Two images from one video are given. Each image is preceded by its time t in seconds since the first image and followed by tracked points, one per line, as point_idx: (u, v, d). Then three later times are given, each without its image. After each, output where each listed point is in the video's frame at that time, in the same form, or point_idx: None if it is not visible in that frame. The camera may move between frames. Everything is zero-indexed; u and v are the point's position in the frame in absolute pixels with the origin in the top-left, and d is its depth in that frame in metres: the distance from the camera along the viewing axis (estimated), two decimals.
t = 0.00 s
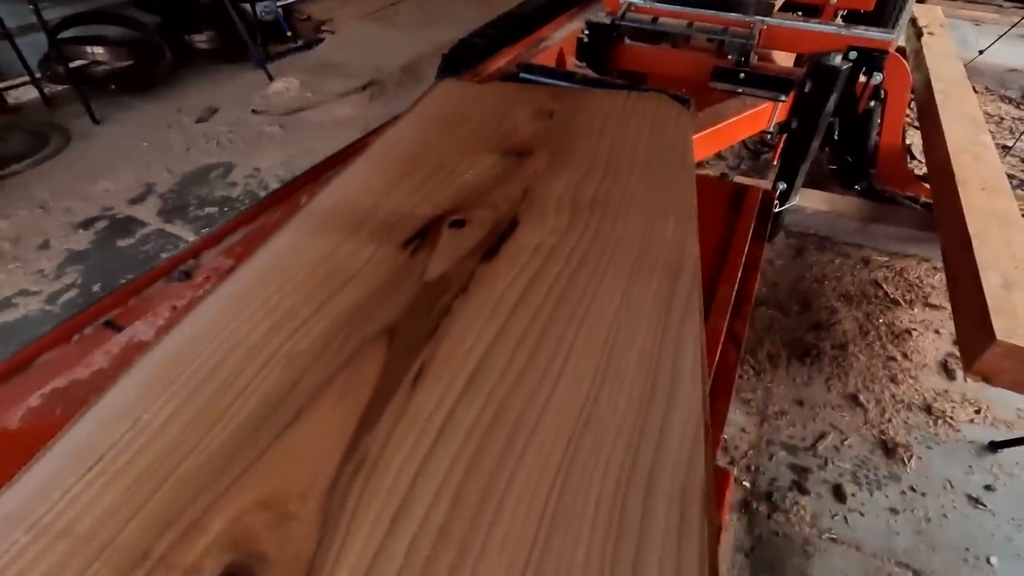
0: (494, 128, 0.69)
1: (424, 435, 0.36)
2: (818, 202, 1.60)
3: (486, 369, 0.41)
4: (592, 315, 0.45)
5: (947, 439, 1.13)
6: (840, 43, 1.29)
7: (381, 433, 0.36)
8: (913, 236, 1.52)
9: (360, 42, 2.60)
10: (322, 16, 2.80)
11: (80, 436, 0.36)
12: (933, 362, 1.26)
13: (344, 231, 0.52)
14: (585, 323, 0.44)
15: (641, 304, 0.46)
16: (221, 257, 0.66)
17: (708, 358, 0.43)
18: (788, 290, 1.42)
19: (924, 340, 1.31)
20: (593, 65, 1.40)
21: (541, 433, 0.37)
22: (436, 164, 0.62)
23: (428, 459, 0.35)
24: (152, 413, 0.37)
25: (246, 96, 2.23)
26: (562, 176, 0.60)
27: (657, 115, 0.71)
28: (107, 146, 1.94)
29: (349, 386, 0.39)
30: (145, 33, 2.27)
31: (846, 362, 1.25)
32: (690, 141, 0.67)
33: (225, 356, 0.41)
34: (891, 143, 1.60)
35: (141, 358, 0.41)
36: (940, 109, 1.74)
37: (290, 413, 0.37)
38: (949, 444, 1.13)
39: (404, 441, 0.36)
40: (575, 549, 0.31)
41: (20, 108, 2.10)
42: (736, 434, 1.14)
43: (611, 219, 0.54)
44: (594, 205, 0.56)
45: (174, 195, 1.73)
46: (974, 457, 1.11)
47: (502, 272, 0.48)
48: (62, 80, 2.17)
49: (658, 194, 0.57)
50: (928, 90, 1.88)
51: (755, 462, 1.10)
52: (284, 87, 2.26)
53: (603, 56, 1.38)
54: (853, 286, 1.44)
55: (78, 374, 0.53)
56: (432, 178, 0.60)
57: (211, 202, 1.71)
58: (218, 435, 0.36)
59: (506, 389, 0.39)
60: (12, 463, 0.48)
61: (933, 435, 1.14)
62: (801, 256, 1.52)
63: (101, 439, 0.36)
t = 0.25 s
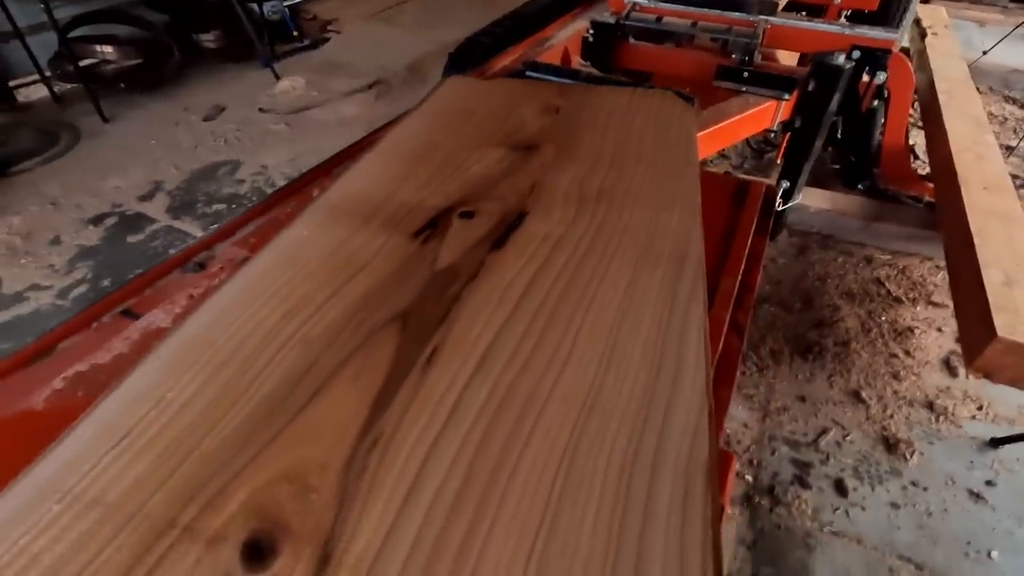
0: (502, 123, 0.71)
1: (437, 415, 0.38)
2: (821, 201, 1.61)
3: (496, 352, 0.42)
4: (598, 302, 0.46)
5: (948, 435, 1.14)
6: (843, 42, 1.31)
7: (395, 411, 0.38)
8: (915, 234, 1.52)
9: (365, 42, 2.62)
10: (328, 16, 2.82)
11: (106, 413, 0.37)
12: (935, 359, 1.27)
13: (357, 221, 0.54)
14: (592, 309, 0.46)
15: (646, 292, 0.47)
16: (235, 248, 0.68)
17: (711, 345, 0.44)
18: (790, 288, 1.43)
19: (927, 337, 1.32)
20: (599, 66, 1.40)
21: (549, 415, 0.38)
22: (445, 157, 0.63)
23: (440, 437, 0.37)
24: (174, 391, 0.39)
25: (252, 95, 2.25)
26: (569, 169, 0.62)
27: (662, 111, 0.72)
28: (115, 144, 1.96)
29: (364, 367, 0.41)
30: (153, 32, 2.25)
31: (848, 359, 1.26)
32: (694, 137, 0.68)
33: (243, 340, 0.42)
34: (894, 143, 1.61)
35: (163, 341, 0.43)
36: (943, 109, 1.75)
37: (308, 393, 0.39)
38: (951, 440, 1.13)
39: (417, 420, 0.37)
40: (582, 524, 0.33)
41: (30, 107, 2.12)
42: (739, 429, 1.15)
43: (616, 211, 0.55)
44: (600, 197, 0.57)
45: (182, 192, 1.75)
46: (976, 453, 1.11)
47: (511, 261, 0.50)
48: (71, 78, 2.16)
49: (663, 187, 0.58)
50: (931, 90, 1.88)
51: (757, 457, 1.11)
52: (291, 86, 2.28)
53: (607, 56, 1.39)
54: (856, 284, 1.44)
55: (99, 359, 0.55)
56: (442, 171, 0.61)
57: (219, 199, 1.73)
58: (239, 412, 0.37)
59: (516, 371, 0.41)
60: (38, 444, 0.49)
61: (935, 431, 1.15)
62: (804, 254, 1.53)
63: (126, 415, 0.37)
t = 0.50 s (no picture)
0: (511, 120, 0.72)
1: (450, 405, 0.38)
2: (826, 200, 1.61)
3: (508, 343, 0.43)
4: (607, 295, 0.47)
5: (953, 434, 1.14)
6: (850, 42, 1.31)
7: (409, 399, 0.39)
8: (921, 234, 1.52)
9: (371, 41, 2.63)
10: (333, 16, 2.83)
11: (127, 399, 0.38)
12: (939, 358, 1.27)
13: (369, 215, 0.55)
14: (602, 302, 0.46)
15: (655, 285, 0.48)
16: (247, 243, 0.69)
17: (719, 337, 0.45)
18: (795, 287, 1.43)
19: (931, 336, 1.32)
20: (605, 64, 1.41)
21: (560, 405, 0.39)
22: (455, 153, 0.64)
23: (454, 426, 0.37)
24: (194, 379, 0.40)
25: (259, 94, 2.26)
26: (577, 165, 0.62)
27: (669, 109, 0.73)
28: (123, 142, 1.97)
29: (378, 357, 0.41)
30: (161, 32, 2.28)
31: (853, 358, 1.26)
32: (701, 134, 0.68)
33: (260, 330, 0.43)
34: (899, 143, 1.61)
35: (181, 331, 0.43)
36: (948, 109, 1.75)
37: (324, 381, 0.40)
38: (955, 439, 1.14)
39: (432, 408, 0.38)
40: (594, 510, 0.33)
41: (39, 105, 2.14)
42: (743, 427, 1.15)
43: (625, 206, 0.56)
44: (608, 193, 0.58)
45: (190, 189, 1.76)
46: (980, 452, 1.12)
47: (522, 255, 0.50)
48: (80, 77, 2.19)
49: (671, 183, 0.59)
50: (936, 91, 1.88)
51: (762, 454, 1.11)
52: (297, 85, 2.29)
53: (614, 54, 1.39)
54: (860, 283, 1.45)
55: (115, 350, 0.56)
56: (452, 167, 0.62)
57: (226, 197, 1.74)
58: (256, 399, 0.38)
59: (527, 361, 0.42)
60: (58, 432, 0.50)
61: (940, 430, 1.15)
62: (808, 254, 1.54)
63: (147, 401, 0.38)
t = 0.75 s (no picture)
0: (521, 115, 0.73)
1: (466, 387, 0.40)
2: (830, 199, 1.61)
3: (522, 329, 0.44)
4: (619, 285, 0.48)
5: (956, 430, 1.15)
6: (854, 41, 1.32)
7: (427, 382, 0.40)
8: (924, 233, 1.53)
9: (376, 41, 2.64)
10: (339, 15, 2.85)
11: (154, 380, 0.39)
12: (943, 356, 1.28)
13: (384, 207, 0.56)
14: (614, 291, 0.47)
15: (665, 275, 0.49)
16: (263, 235, 0.70)
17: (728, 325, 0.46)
18: (799, 284, 1.44)
19: (934, 334, 1.33)
20: (610, 63, 1.40)
21: (574, 388, 0.40)
22: (467, 148, 0.65)
23: (471, 408, 0.38)
24: (218, 361, 0.41)
25: (266, 92, 2.27)
26: (587, 160, 0.63)
27: (677, 105, 0.74)
28: (131, 139, 1.99)
29: (397, 342, 0.42)
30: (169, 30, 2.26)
31: (856, 355, 1.27)
32: (708, 130, 0.69)
33: (281, 316, 0.44)
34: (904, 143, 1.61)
35: (203, 316, 0.45)
36: (952, 109, 1.76)
37: (344, 364, 0.41)
38: (958, 435, 1.14)
39: (449, 390, 0.39)
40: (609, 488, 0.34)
41: (47, 103, 2.16)
42: (748, 422, 1.17)
43: (634, 199, 0.57)
44: (618, 186, 0.59)
45: (198, 186, 1.78)
46: (983, 448, 1.12)
47: (534, 245, 0.51)
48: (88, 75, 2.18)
49: (680, 177, 0.60)
50: (940, 91, 1.89)
51: (766, 449, 1.12)
52: (303, 84, 2.31)
53: (619, 53, 1.39)
54: (864, 282, 1.46)
55: (137, 337, 0.57)
56: (464, 160, 0.63)
57: (234, 194, 1.75)
58: (279, 381, 0.39)
59: (542, 346, 0.43)
60: (83, 415, 0.51)
61: (943, 426, 1.16)
62: (812, 252, 1.55)
63: (173, 382, 0.39)
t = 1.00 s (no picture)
0: (528, 111, 0.75)
1: (479, 365, 0.42)
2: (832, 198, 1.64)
3: (532, 312, 0.46)
4: (624, 271, 0.50)
5: (956, 425, 1.17)
6: (857, 41, 1.34)
7: (441, 360, 0.42)
8: (926, 230, 1.53)
9: (382, 41, 2.67)
10: (345, 16, 2.88)
11: (181, 357, 0.41)
12: (943, 352, 1.30)
13: (397, 197, 0.58)
14: (620, 277, 0.49)
15: (669, 262, 0.51)
16: (278, 225, 0.72)
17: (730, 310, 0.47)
18: (801, 281, 1.46)
19: (935, 331, 1.34)
20: (614, 61, 1.42)
21: (581, 367, 0.42)
22: (476, 142, 0.67)
23: (484, 384, 0.40)
24: (242, 340, 0.43)
25: (273, 91, 2.30)
26: (593, 153, 0.65)
27: (680, 101, 0.76)
28: (141, 137, 2.02)
29: (412, 323, 0.44)
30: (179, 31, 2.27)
31: (857, 350, 1.28)
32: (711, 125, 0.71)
33: (301, 298, 0.46)
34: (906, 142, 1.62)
35: (226, 299, 0.47)
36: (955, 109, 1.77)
37: (362, 344, 0.43)
38: (958, 429, 1.16)
39: (462, 368, 0.41)
40: (615, 457, 0.36)
41: (59, 101, 2.19)
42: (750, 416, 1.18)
43: (639, 191, 0.59)
44: (623, 179, 0.61)
45: (207, 183, 1.80)
46: (982, 443, 1.14)
47: (542, 234, 0.53)
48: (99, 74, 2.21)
49: (683, 171, 0.62)
50: (943, 91, 1.90)
51: (767, 442, 1.14)
52: (310, 83, 2.33)
53: (624, 51, 1.41)
54: (865, 279, 1.47)
55: (159, 321, 0.60)
56: (474, 154, 0.65)
57: (242, 191, 1.78)
58: (300, 358, 0.41)
59: (551, 328, 0.44)
60: (110, 394, 0.54)
61: (942, 421, 1.17)
62: (814, 250, 1.56)
63: (200, 360, 0.41)
